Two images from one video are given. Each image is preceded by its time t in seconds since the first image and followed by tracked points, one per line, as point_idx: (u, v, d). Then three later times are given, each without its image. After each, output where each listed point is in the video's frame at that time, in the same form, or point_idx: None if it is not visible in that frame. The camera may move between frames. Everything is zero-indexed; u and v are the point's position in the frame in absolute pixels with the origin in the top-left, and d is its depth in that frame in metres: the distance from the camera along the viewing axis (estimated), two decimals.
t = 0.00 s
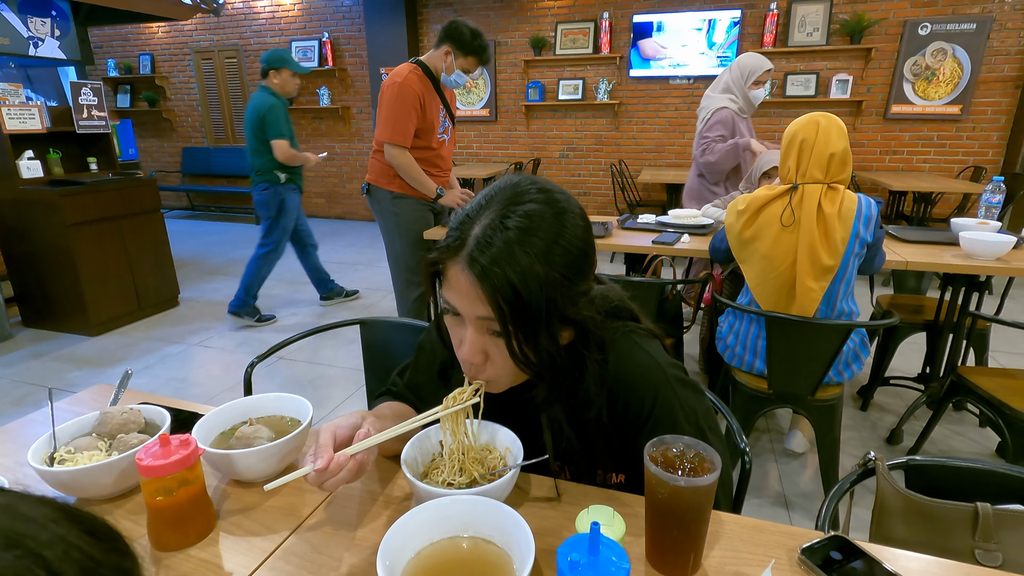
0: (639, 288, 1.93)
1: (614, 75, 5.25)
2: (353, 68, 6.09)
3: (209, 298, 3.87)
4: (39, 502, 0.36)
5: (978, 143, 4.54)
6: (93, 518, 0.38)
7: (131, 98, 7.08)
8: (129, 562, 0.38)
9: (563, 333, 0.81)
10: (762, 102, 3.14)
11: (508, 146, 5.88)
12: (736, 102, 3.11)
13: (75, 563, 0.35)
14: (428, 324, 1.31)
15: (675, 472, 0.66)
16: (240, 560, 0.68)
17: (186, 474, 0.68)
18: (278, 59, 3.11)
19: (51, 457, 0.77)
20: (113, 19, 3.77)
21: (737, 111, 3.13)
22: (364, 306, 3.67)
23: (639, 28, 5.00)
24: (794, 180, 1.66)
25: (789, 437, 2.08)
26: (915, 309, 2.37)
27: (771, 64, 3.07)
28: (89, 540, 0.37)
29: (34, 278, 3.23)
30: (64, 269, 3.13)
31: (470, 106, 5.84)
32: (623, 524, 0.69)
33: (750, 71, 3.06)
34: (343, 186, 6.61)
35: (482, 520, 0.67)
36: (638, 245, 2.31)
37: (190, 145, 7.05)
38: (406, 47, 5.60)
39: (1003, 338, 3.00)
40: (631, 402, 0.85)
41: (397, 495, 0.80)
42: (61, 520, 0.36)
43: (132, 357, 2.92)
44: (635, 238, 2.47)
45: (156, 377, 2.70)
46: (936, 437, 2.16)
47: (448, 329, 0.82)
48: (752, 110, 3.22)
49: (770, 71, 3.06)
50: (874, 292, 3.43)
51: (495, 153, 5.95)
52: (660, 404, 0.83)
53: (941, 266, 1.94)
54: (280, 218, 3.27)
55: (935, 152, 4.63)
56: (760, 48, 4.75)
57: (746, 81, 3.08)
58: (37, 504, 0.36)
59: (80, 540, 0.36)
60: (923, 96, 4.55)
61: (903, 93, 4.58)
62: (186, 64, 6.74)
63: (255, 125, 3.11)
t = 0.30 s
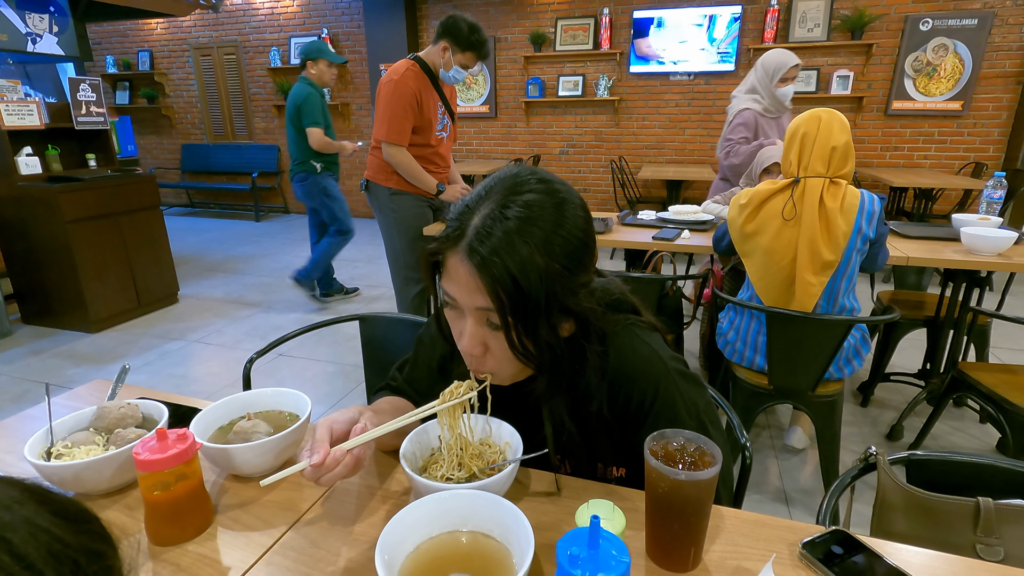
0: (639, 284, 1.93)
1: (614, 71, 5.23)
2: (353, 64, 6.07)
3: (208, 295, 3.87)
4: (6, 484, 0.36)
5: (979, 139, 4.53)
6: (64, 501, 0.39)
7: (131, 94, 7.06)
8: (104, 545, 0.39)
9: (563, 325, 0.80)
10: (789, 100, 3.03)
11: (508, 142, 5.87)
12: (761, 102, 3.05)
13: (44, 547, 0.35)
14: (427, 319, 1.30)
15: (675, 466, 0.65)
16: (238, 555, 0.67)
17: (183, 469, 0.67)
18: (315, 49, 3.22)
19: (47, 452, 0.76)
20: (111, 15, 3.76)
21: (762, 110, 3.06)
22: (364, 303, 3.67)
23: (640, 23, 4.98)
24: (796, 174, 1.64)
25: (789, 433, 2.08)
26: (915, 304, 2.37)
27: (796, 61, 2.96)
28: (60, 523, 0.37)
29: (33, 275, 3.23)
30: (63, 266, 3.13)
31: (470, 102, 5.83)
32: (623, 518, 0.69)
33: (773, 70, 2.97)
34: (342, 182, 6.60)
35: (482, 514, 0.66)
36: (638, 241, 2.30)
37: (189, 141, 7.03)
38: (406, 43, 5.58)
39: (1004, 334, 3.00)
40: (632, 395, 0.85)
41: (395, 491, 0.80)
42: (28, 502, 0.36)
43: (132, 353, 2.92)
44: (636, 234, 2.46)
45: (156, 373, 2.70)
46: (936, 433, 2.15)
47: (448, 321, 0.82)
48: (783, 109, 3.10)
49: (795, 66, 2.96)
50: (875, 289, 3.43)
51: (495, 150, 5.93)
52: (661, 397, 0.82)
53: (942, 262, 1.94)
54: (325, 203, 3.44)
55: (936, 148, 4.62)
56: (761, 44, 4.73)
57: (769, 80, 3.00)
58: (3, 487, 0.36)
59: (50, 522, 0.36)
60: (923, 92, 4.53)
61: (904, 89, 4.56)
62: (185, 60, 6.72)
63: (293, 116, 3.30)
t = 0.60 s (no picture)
0: (639, 283, 1.92)
1: (614, 69, 5.22)
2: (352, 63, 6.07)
3: (208, 294, 3.87)
4: (16, 486, 0.36)
5: (979, 138, 4.53)
6: (71, 502, 0.38)
7: (130, 93, 7.06)
8: (109, 547, 0.38)
9: (562, 322, 0.80)
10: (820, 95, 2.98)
11: (508, 141, 5.86)
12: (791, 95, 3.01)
13: (53, 547, 0.35)
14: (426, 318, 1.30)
15: (676, 464, 0.65)
16: (237, 554, 0.67)
17: (181, 469, 0.67)
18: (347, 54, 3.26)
19: (45, 451, 0.76)
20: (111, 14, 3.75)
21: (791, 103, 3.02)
22: (364, 302, 3.67)
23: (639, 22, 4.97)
24: (797, 172, 1.64)
25: (789, 431, 2.08)
26: (916, 303, 2.36)
27: (831, 55, 2.90)
28: (68, 525, 0.37)
29: (32, 274, 3.23)
30: (63, 265, 3.13)
31: (470, 101, 5.81)
32: (623, 518, 0.69)
33: (806, 63, 2.93)
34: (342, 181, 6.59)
35: (481, 513, 0.66)
36: (638, 239, 2.30)
37: (189, 140, 7.03)
38: (405, 42, 5.57)
39: (1004, 333, 3.00)
40: (632, 394, 0.84)
41: (395, 489, 0.80)
42: (38, 504, 0.36)
43: (131, 352, 2.92)
44: (635, 232, 2.46)
45: (155, 372, 2.70)
46: (936, 432, 2.15)
47: (447, 318, 0.82)
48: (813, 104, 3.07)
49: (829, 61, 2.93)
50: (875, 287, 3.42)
51: (495, 149, 5.93)
52: (661, 396, 0.82)
53: (943, 260, 1.94)
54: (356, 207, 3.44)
55: (936, 147, 4.62)
56: (761, 42, 4.73)
57: (800, 72, 2.97)
58: (12, 487, 0.36)
59: (59, 524, 0.36)
60: (923, 90, 4.53)
61: (904, 87, 4.56)
62: (185, 59, 6.71)
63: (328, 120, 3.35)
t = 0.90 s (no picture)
0: (639, 283, 1.93)
1: (614, 69, 5.22)
2: (352, 63, 6.07)
3: (208, 294, 3.87)
4: None
5: (979, 137, 4.53)
6: (47, 500, 0.38)
7: (130, 93, 7.06)
8: (88, 544, 0.39)
9: (562, 322, 0.80)
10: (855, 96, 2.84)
11: (508, 141, 5.86)
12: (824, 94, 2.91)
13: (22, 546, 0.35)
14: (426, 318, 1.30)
15: (675, 464, 0.65)
16: (236, 553, 0.67)
17: (181, 468, 0.67)
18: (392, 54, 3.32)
19: (45, 450, 0.76)
20: (111, 13, 3.75)
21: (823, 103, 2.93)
22: (364, 302, 3.67)
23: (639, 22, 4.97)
24: (797, 171, 1.63)
25: (789, 431, 2.08)
26: (915, 302, 2.36)
27: (870, 54, 2.77)
28: (40, 523, 0.37)
29: (32, 274, 3.23)
30: (62, 265, 3.13)
31: (470, 101, 5.81)
32: (622, 517, 0.69)
33: (842, 62, 2.81)
34: (342, 181, 6.59)
35: (481, 512, 0.66)
36: (637, 239, 2.30)
37: (189, 140, 7.02)
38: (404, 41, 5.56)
39: (1005, 332, 2.99)
40: (632, 395, 0.85)
41: (395, 489, 0.80)
42: (9, 502, 0.36)
43: (131, 352, 2.92)
44: (635, 232, 2.46)
45: (155, 372, 2.70)
46: (936, 431, 2.15)
47: (447, 318, 0.82)
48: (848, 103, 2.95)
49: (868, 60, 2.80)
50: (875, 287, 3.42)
51: (495, 149, 5.94)
52: (661, 396, 0.82)
53: (943, 260, 1.94)
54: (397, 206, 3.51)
55: (936, 146, 4.62)
56: (761, 42, 4.73)
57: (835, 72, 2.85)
58: None
59: (29, 523, 0.36)
60: (923, 90, 4.53)
61: (905, 87, 4.55)
62: (184, 59, 6.70)
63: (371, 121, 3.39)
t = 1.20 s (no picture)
0: (639, 283, 1.93)
1: (614, 69, 5.22)
2: (353, 63, 6.07)
3: (208, 294, 3.88)
4: None
5: (979, 138, 4.53)
6: (51, 498, 0.39)
7: (131, 93, 7.06)
8: (93, 541, 0.39)
9: (562, 322, 0.80)
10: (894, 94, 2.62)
11: (509, 141, 5.86)
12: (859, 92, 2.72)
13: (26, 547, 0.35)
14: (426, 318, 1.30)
15: (676, 464, 0.65)
16: (238, 553, 0.68)
17: (183, 467, 0.67)
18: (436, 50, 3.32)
19: (48, 450, 0.76)
20: (112, 13, 3.75)
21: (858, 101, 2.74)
22: (364, 302, 3.68)
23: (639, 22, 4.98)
24: (798, 171, 1.64)
25: (789, 431, 2.09)
26: (915, 303, 2.36)
27: (912, 49, 2.53)
28: (43, 520, 0.37)
29: (32, 274, 3.24)
30: (63, 265, 3.13)
31: (470, 101, 5.81)
32: (622, 516, 0.69)
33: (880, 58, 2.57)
34: (342, 181, 6.60)
35: (481, 511, 0.66)
36: (637, 239, 2.30)
37: (189, 140, 7.03)
38: (405, 41, 5.57)
39: (1005, 333, 2.99)
40: (632, 395, 0.85)
41: (395, 488, 0.80)
42: (11, 501, 0.36)
43: (132, 352, 2.92)
44: (635, 232, 2.46)
45: (156, 372, 2.70)
46: (936, 431, 2.16)
47: (447, 317, 0.82)
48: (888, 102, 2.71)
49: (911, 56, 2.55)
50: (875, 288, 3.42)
51: (496, 149, 5.94)
52: (661, 397, 0.82)
53: (943, 260, 1.94)
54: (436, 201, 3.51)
55: (937, 147, 4.62)
56: (762, 42, 4.73)
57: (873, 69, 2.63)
58: None
59: (32, 520, 0.36)
60: (923, 90, 4.54)
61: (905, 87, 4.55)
62: (185, 59, 6.71)
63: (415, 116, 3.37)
